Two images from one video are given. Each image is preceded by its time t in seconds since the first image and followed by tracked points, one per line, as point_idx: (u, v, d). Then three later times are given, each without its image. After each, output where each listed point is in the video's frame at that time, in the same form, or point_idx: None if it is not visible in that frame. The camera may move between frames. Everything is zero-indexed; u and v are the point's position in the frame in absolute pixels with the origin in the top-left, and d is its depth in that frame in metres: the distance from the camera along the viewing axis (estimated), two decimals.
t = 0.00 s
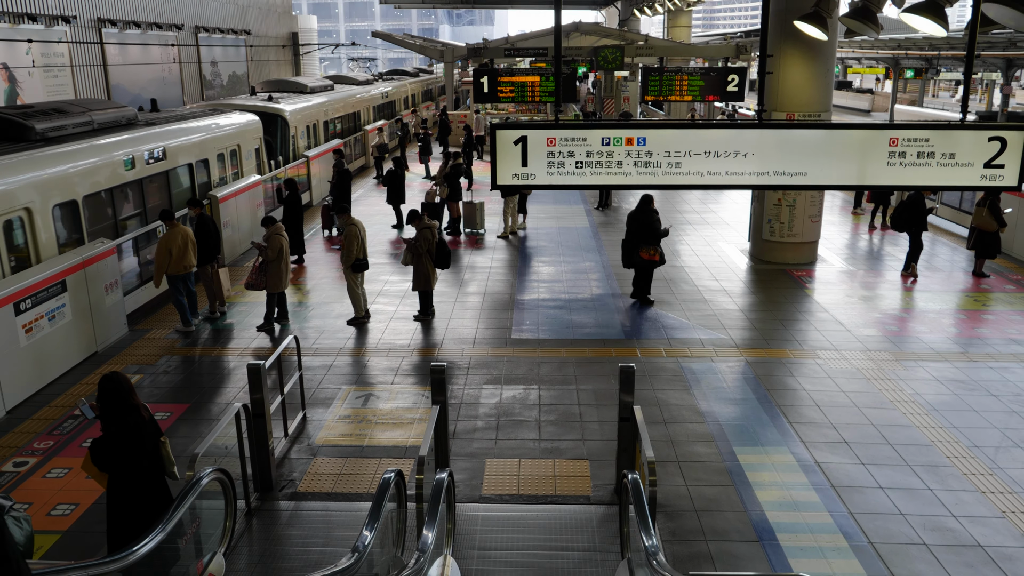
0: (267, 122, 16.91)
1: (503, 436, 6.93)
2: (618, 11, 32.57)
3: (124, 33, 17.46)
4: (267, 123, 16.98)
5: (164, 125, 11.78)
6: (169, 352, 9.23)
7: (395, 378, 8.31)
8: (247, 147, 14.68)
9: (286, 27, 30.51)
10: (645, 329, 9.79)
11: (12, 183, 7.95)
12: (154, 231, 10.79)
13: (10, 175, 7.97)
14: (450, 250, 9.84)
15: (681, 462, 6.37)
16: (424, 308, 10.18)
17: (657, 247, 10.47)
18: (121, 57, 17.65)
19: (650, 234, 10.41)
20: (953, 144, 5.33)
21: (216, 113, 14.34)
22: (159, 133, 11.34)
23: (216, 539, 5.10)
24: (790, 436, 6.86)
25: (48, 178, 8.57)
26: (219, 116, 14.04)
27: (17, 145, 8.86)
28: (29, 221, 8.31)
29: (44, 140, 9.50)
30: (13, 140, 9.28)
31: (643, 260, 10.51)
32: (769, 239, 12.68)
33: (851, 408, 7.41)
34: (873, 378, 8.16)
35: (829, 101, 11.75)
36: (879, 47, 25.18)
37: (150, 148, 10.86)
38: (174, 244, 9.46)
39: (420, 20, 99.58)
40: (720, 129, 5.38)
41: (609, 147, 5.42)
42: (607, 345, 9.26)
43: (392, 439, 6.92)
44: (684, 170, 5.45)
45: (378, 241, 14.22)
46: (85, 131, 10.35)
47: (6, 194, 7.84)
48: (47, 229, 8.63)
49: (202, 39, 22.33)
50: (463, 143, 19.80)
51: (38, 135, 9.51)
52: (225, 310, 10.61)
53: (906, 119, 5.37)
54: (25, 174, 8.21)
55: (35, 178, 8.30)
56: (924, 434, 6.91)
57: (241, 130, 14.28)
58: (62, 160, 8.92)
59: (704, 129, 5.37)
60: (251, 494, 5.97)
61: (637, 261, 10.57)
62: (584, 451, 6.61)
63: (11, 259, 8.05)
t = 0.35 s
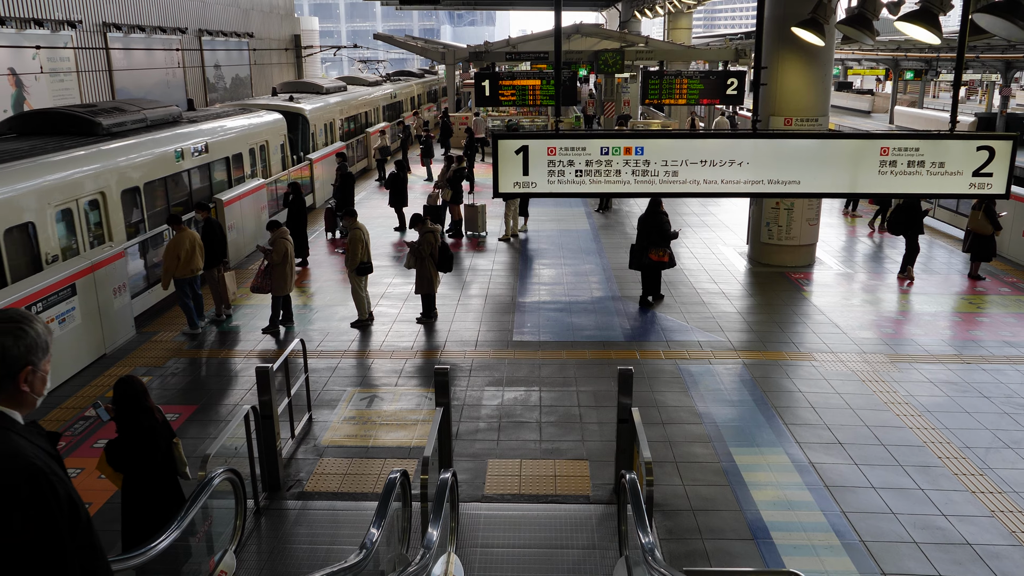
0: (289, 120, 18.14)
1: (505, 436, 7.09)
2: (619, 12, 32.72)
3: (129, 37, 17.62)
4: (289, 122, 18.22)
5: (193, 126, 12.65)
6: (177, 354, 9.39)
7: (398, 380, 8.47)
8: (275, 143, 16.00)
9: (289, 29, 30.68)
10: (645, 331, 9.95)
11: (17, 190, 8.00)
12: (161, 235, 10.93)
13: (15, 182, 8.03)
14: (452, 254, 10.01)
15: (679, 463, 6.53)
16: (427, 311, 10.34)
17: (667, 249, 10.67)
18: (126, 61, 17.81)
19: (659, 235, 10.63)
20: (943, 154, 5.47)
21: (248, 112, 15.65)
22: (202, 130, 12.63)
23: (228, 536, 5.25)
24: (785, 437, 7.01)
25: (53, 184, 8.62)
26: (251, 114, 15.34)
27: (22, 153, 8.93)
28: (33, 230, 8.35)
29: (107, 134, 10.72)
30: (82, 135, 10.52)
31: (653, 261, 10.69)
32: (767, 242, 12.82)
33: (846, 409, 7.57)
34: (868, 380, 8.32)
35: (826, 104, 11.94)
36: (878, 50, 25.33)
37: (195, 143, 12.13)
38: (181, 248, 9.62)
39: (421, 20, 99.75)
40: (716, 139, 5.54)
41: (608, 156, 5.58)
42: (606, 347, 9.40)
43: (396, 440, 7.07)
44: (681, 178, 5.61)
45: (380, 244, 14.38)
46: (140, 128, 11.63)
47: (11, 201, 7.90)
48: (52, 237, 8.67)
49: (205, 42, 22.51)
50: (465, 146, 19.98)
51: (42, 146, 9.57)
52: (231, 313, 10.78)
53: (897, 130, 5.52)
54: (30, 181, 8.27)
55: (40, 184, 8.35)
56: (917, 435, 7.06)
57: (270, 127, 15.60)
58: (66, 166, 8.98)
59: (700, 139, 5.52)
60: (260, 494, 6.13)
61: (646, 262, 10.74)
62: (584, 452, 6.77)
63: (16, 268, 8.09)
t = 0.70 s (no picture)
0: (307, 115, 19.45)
1: (506, 434, 7.24)
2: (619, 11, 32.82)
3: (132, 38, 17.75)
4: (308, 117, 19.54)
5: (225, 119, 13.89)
6: (184, 353, 9.55)
7: (401, 378, 8.63)
8: (296, 137, 17.31)
9: (290, 28, 30.80)
10: (643, 330, 10.10)
11: (21, 193, 8.07)
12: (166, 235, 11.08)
13: (18, 185, 8.11)
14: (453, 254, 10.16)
15: (676, 460, 6.69)
16: (429, 310, 10.50)
17: (674, 247, 10.90)
18: (129, 61, 17.93)
19: (667, 234, 10.86)
20: (933, 159, 5.62)
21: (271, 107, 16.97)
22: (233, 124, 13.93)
23: (238, 531, 5.41)
24: (780, 435, 7.17)
25: (58, 187, 8.74)
26: (273, 110, 16.67)
27: (24, 156, 8.98)
28: (35, 232, 8.39)
29: (156, 127, 11.97)
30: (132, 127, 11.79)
31: (660, 259, 10.96)
32: (765, 242, 12.97)
33: (840, 408, 7.72)
34: (862, 379, 8.47)
35: (825, 104, 12.10)
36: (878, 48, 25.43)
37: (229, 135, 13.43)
38: (187, 248, 9.77)
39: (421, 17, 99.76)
40: (712, 145, 5.69)
41: (607, 161, 5.74)
42: (605, 346, 9.57)
43: (400, 438, 7.23)
44: (677, 183, 5.76)
45: (383, 243, 14.53)
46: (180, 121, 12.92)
47: (15, 205, 7.96)
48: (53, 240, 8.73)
49: (208, 42, 22.63)
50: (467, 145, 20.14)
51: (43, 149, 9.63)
52: (236, 312, 10.93)
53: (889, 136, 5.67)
54: (36, 184, 8.38)
55: (43, 187, 8.43)
56: (909, 432, 7.22)
57: (290, 121, 16.89)
58: (70, 168, 9.07)
59: (696, 145, 5.68)
60: (268, 490, 6.29)
61: (653, 260, 11.00)
62: (584, 449, 6.93)
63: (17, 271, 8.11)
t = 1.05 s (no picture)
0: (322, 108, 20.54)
1: (505, 430, 7.40)
2: (619, 7, 32.91)
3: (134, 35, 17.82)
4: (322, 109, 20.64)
5: (250, 112, 15.10)
6: (187, 350, 9.70)
7: (402, 375, 8.78)
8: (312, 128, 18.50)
9: (290, 25, 30.86)
10: (640, 328, 10.26)
11: (21, 194, 8.12)
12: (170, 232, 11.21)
13: (19, 186, 8.16)
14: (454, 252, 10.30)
15: (670, 455, 6.85)
16: (429, 308, 10.64)
17: (688, 245, 11.05)
18: (131, 58, 18.01)
19: (680, 231, 11.04)
20: (922, 163, 5.76)
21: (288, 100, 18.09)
22: (258, 117, 15.14)
23: (244, 523, 5.55)
24: (773, 431, 7.33)
25: (62, 186, 8.84)
26: (292, 103, 17.88)
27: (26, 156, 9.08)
28: (36, 233, 8.42)
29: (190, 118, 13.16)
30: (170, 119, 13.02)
31: (676, 257, 11.07)
32: (762, 240, 13.11)
33: (832, 404, 7.88)
34: (854, 375, 8.64)
35: (821, 104, 12.25)
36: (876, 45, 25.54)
37: (254, 126, 14.64)
38: (191, 246, 9.91)
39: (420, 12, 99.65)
40: (705, 149, 5.85)
41: (604, 164, 5.89)
42: (602, 343, 9.72)
43: (401, 433, 7.40)
44: (673, 185, 5.92)
45: (383, 240, 14.67)
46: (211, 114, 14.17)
47: (16, 206, 8.02)
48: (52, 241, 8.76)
49: (208, 38, 22.70)
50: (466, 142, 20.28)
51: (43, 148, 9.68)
52: (238, 309, 11.07)
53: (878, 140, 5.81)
54: (39, 183, 8.48)
55: (44, 188, 8.49)
56: (899, 428, 7.39)
57: (308, 113, 18.09)
58: (71, 168, 9.15)
59: (691, 148, 5.83)
60: (272, 484, 6.44)
61: (669, 258, 11.11)
62: (582, 444, 7.08)
63: (41, 261, 8.50)
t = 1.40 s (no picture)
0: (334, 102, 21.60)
1: (504, 426, 7.56)
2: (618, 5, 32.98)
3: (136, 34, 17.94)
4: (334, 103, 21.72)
5: (269, 106, 16.40)
6: (192, 347, 9.85)
7: (403, 372, 8.93)
8: (325, 120, 19.64)
9: (290, 22, 30.99)
10: (638, 326, 10.41)
11: (25, 197, 8.23)
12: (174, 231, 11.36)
13: (23, 188, 8.26)
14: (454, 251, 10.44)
15: (666, 451, 7.01)
16: (430, 306, 10.78)
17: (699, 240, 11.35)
18: (133, 57, 18.13)
19: (690, 228, 11.30)
20: (912, 167, 5.92)
21: (302, 96, 19.25)
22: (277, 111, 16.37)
23: (251, 518, 5.71)
24: (767, 428, 7.48)
25: (67, 186, 8.94)
26: (305, 98, 19.05)
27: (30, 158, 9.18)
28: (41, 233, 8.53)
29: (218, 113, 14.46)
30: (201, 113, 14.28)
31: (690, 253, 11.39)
32: (758, 239, 13.26)
33: (825, 402, 8.04)
34: (848, 373, 8.80)
35: (816, 105, 12.40)
36: (874, 43, 25.62)
37: (275, 119, 15.89)
38: (194, 245, 10.03)
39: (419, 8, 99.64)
40: (700, 153, 5.99)
41: (602, 168, 6.04)
42: (600, 341, 9.87)
43: (403, 430, 7.55)
44: (669, 189, 6.07)
45: (383, 238, 14.82)
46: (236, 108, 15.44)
47: (20, 208, 8.12)
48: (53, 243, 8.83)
49: (210, 36, 22.82)
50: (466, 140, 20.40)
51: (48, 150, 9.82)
52: (242, 307, 11.22)
53: (869, 145, 5.96)
54: (43, 185, 8.59)
55: (48, 188, 8.59)
56: (891, 426, 7.54)
57: (321, 107, 19.30)
58: (75, 169, 9.26)
59: (686, 153, 5.98)
60: (278, 479, 6.59)
61: (683, 254, 11.43)
62: (580, 441, 7.24)
63: (103, 237, 9.74)
